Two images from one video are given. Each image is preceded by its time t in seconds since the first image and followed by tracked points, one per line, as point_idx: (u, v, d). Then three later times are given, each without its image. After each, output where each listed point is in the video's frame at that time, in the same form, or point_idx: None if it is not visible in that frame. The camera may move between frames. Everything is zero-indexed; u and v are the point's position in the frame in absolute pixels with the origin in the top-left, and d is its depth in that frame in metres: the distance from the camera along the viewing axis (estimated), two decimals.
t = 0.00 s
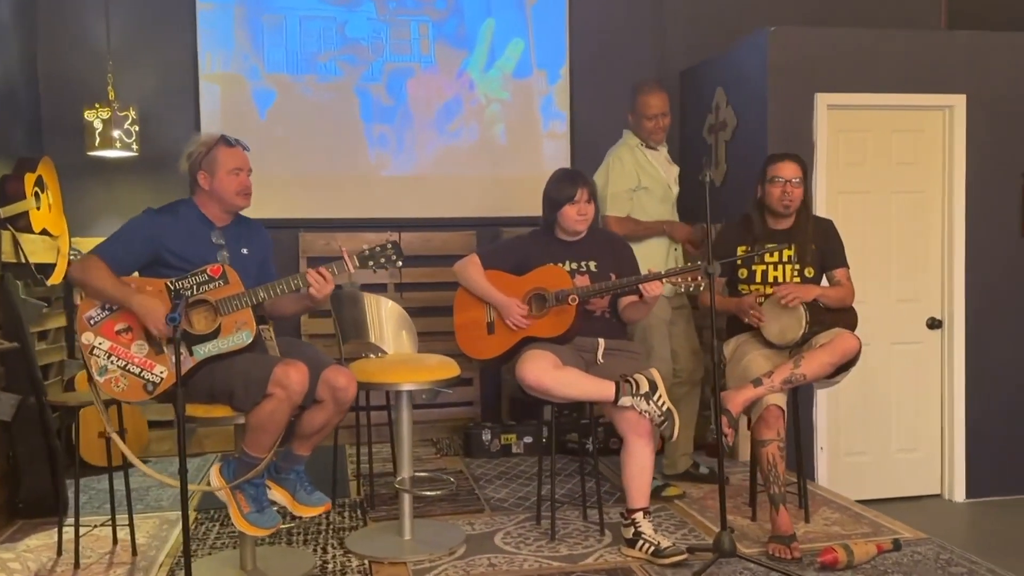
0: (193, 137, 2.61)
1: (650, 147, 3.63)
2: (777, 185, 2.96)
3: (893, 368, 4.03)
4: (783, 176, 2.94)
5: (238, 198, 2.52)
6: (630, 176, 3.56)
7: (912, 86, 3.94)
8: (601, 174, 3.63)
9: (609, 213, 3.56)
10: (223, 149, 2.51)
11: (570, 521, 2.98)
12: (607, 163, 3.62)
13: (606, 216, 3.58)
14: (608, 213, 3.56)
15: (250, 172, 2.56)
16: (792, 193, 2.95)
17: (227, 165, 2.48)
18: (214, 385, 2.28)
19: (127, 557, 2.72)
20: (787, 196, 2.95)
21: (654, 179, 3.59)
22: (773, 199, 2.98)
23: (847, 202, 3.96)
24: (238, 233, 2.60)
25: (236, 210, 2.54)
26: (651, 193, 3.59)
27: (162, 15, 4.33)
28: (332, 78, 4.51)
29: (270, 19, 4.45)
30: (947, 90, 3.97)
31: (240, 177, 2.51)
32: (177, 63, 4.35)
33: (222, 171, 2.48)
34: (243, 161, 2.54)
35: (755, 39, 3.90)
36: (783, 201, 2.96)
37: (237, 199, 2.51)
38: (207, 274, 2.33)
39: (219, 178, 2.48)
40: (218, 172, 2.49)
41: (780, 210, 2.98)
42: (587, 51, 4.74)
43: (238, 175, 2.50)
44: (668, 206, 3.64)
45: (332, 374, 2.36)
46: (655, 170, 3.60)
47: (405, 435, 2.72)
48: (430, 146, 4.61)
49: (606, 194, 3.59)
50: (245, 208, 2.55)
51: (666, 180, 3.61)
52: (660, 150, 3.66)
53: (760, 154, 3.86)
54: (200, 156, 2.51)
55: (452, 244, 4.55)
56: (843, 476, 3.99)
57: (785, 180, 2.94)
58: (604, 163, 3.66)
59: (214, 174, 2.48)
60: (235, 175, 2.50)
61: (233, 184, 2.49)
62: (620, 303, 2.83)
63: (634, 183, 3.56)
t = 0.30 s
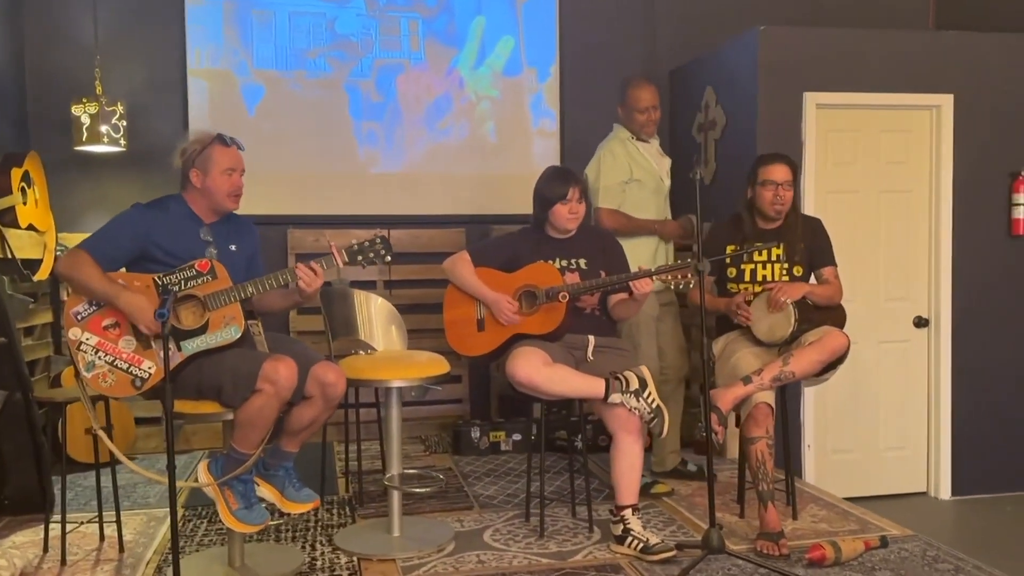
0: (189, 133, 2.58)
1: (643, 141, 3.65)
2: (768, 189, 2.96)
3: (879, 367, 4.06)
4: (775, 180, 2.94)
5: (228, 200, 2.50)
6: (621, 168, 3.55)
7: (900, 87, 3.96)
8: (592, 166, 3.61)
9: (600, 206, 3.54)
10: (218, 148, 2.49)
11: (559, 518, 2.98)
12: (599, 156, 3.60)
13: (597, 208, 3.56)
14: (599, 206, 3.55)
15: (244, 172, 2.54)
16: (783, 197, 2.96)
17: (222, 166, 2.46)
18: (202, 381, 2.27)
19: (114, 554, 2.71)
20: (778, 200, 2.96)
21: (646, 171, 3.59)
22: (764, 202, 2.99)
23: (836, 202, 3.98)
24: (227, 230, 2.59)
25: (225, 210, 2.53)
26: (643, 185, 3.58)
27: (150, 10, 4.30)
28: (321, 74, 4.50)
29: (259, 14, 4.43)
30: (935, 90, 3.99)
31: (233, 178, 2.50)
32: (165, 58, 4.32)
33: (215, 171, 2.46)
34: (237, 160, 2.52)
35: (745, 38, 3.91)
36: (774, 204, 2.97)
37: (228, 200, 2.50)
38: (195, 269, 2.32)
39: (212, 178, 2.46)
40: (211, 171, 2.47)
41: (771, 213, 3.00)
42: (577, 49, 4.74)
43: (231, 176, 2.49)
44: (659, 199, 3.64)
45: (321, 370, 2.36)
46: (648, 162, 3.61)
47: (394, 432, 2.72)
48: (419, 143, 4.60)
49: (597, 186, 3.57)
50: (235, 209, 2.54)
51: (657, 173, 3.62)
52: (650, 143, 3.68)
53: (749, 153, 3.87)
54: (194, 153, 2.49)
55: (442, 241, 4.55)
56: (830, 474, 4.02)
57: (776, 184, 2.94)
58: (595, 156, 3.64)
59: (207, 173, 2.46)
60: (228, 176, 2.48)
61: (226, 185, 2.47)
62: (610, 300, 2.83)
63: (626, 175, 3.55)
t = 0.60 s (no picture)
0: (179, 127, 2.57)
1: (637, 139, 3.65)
2: (759, 184, 2.97)
3: (869, 366, 4.08)
4: (765, 175, 2.95)
5: (217, 194, 2.49)
6: (623, 167, 3.54)
7: (891, 87, 3.97)
8: (593, 165, 3.58)
9: (603, 206, 3.54)
10: (206, 143, 2.48)
11: (550, 516, 2.98)
12: (599, 154, 3.57)
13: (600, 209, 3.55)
14: (603, 206, 3.54)
15: (233, 167, 2.52)
16: (773, 192, 2.96)
17: (209, 160, 2.45)
18: (194, 377, 2.25)
19: (104, 551, 2.70)
20: (770, 194, 2.96)
21: (644, 169, 3.59)
22: (755, 197, 3.00)
23: (827, 201, 3.99)
24: (218, 226, 2.58)
25: (215, 205, 2.51)
26: (642, 184, 3.59)
27: (141, 4, 4.27)
28: (313, 70, 4.48)
29: (251, 10, 4.40)
30: (927, 91, 4.01)
31: (222, 172, 2.48)
32: (156, 53, 4.29)
33: (203, 165, 2.45)
34: (226, 154, 2.50)
35: (738, 36, 3.91)
36: (765, 199, 2.97)
37: (217, 194, 2.49)
38: (188, 265, 2.30)
39: (200, 173, 2.45)
40: (199, 166, 2.46)
41: (762, 207, 2.99)
42: (570, 47, 4.74)
43: (219, 171, 2.47)
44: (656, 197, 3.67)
45: (314, 366, 2.36)
46: (645, 160, 3.61)
47: (386, 430, 2.71)
48: (412, 140, 4.59)
49: (600, 186, 3.55)
50: (224, 204, 2.53)
51: (654, 171, 3.63)
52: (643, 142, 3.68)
53: (741, 152, 3.88)
54: (182, 148, 2.48)
55: (434, 238, 4.54)
56: (820, 472, 4.03)
57: (766, 179, 2.95)
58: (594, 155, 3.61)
59: (195, 168, 2.45)
60: (216, 171, 2.47)
61: (213, 179, 2.46)
62: (603, 299, 2.83)
63: (628, 174, 3.54)
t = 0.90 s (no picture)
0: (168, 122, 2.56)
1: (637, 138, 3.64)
2: (745, 183, 2.99)
3: (864, 366, 4.09)
4: (752, 175, 2.96)
5: (211, 187, 2.49)
6: (637, 164, 3.52)
7: (888, 87, 3.98)
8: (606, 161, 3.52)
9: (616, 203, 3.49)
10: (196, 136, 2.47)
11: (546, 515, 2.98)
12: (612, 150, 3.52)
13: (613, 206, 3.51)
14: (617, 203, 3.49)
15: (225, 159, 2.52)
16: (757, 194, 2.97)
17: (201, 154, 2.45)
18: (189, 374, 2.25)
19: (98, 548, 2.69)
20: (752, 196, 2.97)
21: (652, 167, 3.60)
22: (742, 195, 3.02)
23: (823, 201, 4.00)
24: (213, 222, 2.56)
25: (209, 198, 2.51)
26: (651, 181, 3.59)
27: None
28: (309, 67, 4.46)
29: (247, 6, 4.39)
30: (923, 91, 4.02)
31: (214, 165, 2.48)
32: (151, 48, 4.28)
33: (195, 159, 2.45)
34: (217, 147, 2.50)
35: (735, 36, 3.91)
36: (748, 199, 2.99)
37: (211, 187, 2.48)
38: (183, 262, 2.31)
39: (192, 166, 2.44)
40: (191, 160, 2.45)
41: (746, 208, 3.02)
42: (567, 44, 4.73)
43: (212, 164, 2.47)
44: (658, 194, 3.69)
45: (310, 364, 2.35)
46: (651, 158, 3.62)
47: (382, 427, 2.70)
48: (407, 137, 4.58)
49: (614, 182, 3.49)
50: (218, 196, 2.52)
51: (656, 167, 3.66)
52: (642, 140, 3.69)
53: (738, 151, 3.88)
54: (173, 143, 2.47)
55: (429, 236, 4.53)
56: (815, 472, 4.04)
57: (752, 179, 2.96)
58: (606, 150, 3.55)
59: (187, 162, 2.44)
60: (209, 163, 2.46)
61: (206, 172, 2.45)
62: (599, 298, 2.83)
63: (641, 172, 3.52)
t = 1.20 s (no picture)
0: (163, 120, 2.55)
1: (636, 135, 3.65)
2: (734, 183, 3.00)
3: (858, 365, 4.09)
4: (741, 178, 2.96)
5: (206, 186, 2.47)
6: (646, 157, 3.52)
7: (884, 87, 3.98)
8: (615, 153, 3.51)
9: (626, 195, 3.49)
10: (191, 136, 2.46)
11: (540, 513, 2.98)
12: (621, 143, 3.51)
13: (622, 198, 3.50)
14: (626, 195, 3.49)
15: (220, 159, 2.51)
16: (744, 196, 2.97)
17: (196, 154, 2.43)
18: (181, 371, 2.24)
19: (90, 545, 2.67)
20: (737, 196, 2.99)
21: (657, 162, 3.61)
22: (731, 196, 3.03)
23: (818, 200, 4.00)
24: (206, 219, 2.56)
25: (204, 197, 2.49)
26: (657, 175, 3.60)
27: None
28: (305, 63, 4.45)
29: (242, 1, 4.37)
30: (918, 91, 4.02)
31: (209, 166, 2.46)
32: (145, 43, 4.25)
33: (191, 159, 2.43)
34: (213, 148, 2.49)
35: (731, 34, 3.91)
36: (734, 199, 3.00)
37: (206, 187, 2.47)
38: (173, 258, 2.28)
39: (187, 167, 2.43)
40: (186, 160, 2.44)
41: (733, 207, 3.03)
42: (563, 42, 4.72)
43: (207, 164, 2.46)
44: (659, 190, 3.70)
45: (303, 361, 2.34)
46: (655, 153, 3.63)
47: (376, 425, 2.68)
48: (403, 134, 4.57)
49: (623, 175, 3.49)
50: (213, 196, 2.51)
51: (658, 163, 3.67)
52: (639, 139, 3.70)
53: (733, 150, 3.87)
54: (168, 142, 2.46)
55: (424, 234, 4.52)
56: (809, 471, 4.05)
57: (740, 182, 2.96)
58: (614, 143, 3.54)
59: (183, 162, 2.43)
60: (204, 164, 2.45)
61: (202, 172, 2.44)
62: (593, 296, 2.83)
63: (650, 164, 3.52)
